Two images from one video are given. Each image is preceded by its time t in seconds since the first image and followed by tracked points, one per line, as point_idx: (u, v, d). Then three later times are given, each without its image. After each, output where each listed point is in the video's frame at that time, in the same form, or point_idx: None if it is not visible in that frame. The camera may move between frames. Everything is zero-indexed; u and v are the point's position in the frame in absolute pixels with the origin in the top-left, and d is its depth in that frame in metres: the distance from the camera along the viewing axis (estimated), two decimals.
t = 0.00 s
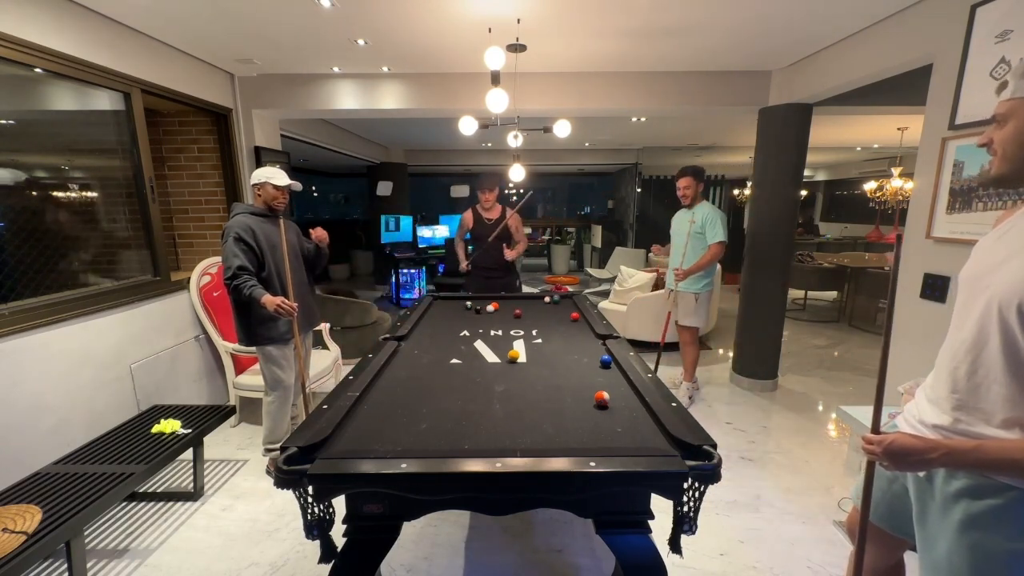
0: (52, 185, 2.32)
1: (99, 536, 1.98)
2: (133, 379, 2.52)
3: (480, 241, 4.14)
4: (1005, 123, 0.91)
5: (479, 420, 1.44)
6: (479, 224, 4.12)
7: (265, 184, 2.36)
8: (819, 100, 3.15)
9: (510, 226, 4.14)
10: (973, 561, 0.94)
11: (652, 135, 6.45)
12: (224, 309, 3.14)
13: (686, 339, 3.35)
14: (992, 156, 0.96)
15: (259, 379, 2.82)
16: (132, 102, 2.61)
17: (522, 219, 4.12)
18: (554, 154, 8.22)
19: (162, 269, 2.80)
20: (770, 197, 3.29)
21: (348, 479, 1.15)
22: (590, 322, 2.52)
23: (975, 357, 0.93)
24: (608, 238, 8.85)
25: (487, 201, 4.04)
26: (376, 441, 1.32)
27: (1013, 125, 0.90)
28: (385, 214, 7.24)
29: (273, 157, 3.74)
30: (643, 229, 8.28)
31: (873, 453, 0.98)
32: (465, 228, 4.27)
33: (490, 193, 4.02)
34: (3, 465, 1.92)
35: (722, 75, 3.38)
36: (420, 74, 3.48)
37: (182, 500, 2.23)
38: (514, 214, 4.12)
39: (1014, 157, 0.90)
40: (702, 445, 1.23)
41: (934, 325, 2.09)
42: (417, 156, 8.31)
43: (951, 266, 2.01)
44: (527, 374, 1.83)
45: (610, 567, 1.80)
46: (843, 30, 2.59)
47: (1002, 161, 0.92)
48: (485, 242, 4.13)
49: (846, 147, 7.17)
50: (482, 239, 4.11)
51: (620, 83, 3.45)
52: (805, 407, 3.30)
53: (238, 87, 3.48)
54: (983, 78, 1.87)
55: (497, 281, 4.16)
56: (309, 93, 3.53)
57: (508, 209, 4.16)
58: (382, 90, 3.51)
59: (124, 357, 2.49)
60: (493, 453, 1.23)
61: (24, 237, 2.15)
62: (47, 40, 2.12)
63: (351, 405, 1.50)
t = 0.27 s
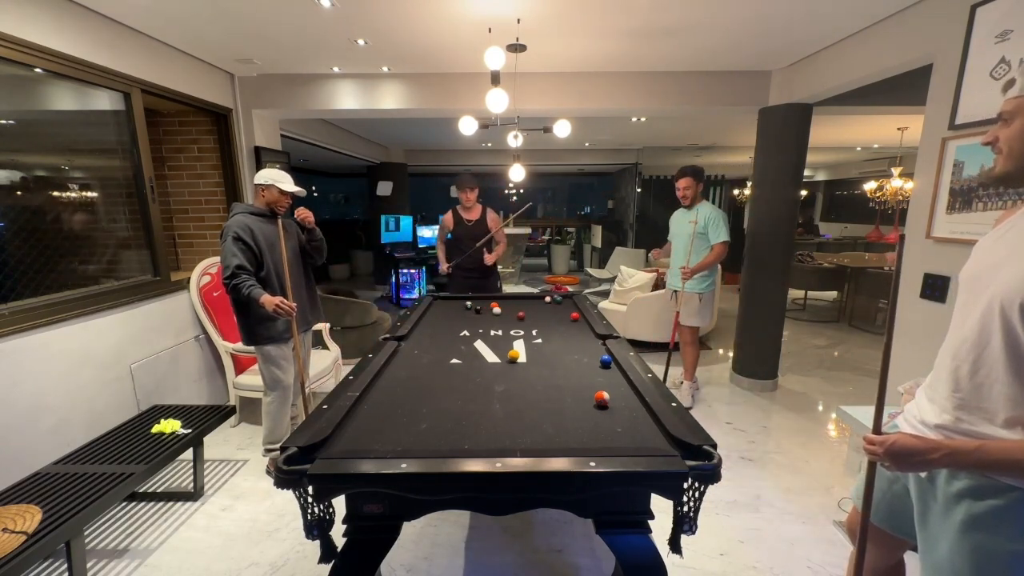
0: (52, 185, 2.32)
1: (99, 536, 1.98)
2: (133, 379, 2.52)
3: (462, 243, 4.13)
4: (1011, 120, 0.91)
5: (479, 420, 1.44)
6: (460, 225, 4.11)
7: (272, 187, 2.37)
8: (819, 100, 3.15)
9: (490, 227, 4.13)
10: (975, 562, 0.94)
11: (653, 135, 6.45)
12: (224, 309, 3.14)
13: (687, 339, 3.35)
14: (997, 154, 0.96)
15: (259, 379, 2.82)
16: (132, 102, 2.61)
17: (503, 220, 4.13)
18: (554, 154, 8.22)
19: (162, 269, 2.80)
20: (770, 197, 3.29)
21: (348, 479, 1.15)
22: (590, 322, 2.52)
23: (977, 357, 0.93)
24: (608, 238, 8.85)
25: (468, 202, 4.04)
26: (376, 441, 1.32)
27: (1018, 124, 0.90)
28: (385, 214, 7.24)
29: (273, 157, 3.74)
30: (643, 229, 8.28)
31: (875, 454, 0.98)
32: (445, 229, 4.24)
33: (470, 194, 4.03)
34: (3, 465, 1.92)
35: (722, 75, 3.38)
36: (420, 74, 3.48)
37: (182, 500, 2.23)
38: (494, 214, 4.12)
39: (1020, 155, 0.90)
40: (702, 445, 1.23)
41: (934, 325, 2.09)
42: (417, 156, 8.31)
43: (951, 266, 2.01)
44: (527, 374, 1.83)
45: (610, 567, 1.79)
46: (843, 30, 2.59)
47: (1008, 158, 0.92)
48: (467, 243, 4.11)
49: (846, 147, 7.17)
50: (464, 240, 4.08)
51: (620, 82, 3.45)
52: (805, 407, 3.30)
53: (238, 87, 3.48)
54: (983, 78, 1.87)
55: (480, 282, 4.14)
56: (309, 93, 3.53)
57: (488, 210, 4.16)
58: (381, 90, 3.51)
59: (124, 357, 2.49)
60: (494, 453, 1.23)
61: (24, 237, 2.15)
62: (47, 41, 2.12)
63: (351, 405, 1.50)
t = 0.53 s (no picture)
0: (52, 185, 2.32)
1: (99, 536, 1.98)
2: (133, 379, 2.52)
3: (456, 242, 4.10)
4: (1013, 121, 0.91)
5: (479, 420, 1.44)
6: (455, 224, 4.09)
7: (273, 188, 2.37)
8: (819, 100, 3.15)
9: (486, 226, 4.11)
10: (977, 562, 0.94)
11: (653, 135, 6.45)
12: (223, 309, 3.14)
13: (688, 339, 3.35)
14: (999, 154, 0.96)
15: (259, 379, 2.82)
16: (132, 102, 2.61)
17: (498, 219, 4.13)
18: (554, 154, 8.22)
19: (162, 269, 2.81)
20: (769, 198, 3.29)
21: (348, 479, 1.15)
22: (590, 322, 2.52)
23: (979, 356, 0.93)
24: (608, 238, 8.85)
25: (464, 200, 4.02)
26: (376, 441, 1.32)
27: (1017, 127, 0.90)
28: (385, 214, 7.24)
29: (273, 157, 3.74)
30: (643, 229, 8.28)
31: (876, 454, 0.98)
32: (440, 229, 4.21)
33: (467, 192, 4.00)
34: (3, 465, 1.92)
35: (722, 75, 3.38)
36: (420, 74, 3.48)
37: (183, 500, 2.23)
38: (490, 213, 4.12)
39: (1023, 156, 0.90)
40: (702, 445, 1.22)
41: (934, 325, 2.09)
42: (417, 155, 8.31)
43: (951, 266, 2.01)
44: (527, 374, 1.83)
45: (610, 567, 1.79)
46: (843, 30, 2.59)
47: (1010, 158, 0.92)
48: (461, 242, 4.08)
49: (846, 147, 7.17)
50: (458, 239, 4.06)
51: (620, 82, 3.45)
52: (805, 407, 3.30)
53: (238, 87, 3.48)
54: (983, 77, 1.87)
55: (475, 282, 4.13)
56: (309, 93, 3.53)
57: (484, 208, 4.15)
58: (381, 90, 3.51)
59: (124, 357, 2.49)
60: (494, 453, 1.23)
61: (24, 237, 2.15)
62: (47, 41, 2.13)
63: (351, 405, 1.50)
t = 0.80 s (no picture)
0: (52, 185, 2.31)
1: (99, 536, 1.98)
2: (133, 379, 2.52)
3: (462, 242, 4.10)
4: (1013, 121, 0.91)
5: (479, 420, 1.44)
6: (460, 224, 4.08)
7: (275, 189, 2.37)
8: (819, 100, 3.14)
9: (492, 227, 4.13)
10: (978, 562, 0.94)
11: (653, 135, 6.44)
12: (224, 309, 3.14)
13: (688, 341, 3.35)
14: (998, 159, 0.96)
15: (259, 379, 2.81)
16: (132, 102, 2.61)
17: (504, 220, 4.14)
18: (554, 154, 8.22)
19: (162, 269, 2.81)
20: (769, 198, 3.29)
21: (348, 479, 1.15)
22: (590, 322, 2.52)
23: (981, 356, 0.93)
24: (608, 238, 8.85)
25: (474, 200, 4.03)
26: (376, 441, 1.32)
27: (1016, 131, 0.90)
28: (385, 214, 7.23)
29: (273, 157, 3.74)
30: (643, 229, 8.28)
31: (877, 454, 0.98)
32: (444, 230, 4.19)
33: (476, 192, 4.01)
34: (4, 465, 1.92)
35: (723, 75, 3.38)
36: (420, 74, 3.48)
37: (183, 500, 2.23)
38: (497, 215, 4.13)
39: None
40: (702, 445, 1.23)
41: (934, 325, 2.09)
42: (417, 155, 8.31)
43: (950, 266, 2.01)
44: (527, 374, 1.83)
45: (610, 567, 1.79)
46: (843, 30, 2.59)
47: (1010, 163, 0.92)
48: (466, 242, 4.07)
49: (846, 147, 7.17)
50: (464, 240, 4.06)
51: (620, 82, 3.45)
52: (805, 407, 3.30)
53: (238, 87, 3.48)
54: (983, 78, 1.87)
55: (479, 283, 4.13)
56: (309, 93, 3.53)
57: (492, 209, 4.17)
58: (381, 90, 3.51)
59: (124, 357, 2.49)
60: (494, 453, 1.23)
61: (24, 236, 2.15)
62: (47, 41, 2.13)
63: (351, 405, 1.50)
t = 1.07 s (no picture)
0: (52, 185, 2.31)
1: (99, 536, 1.98)
2: (133, 379, 2.52)
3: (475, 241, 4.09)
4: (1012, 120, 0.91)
5: (479, 420, 1.44)
6: (476, 223, 4.08)
7: (277, 190, 2.37)
8: (819, 100, 3.14)
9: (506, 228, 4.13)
10: (978, 562, 0.94)
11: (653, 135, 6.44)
12: (224, 310, 3.14)
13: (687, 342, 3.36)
14: (991, 166, 0.97)
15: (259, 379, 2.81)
16: (132, 102, 2.61)
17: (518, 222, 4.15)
18: (554, 154, 8.22)
19: (162, 269, 2.81)
20: (769, 198, 3.29)
21: (348, 479, 1.15)
22: (590, 322, 2.52)
23: (981, 357, 0.93)
24: (608, 238, 8.85)
25: (491, 200, 4.02)
26: (376, 441, 1.32)
27: (1011, 136, 0.90)
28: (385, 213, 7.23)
29: (273, 157, 3.74)
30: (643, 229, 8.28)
31: (878, 454, 0.98)
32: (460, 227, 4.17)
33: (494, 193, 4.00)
34: (4, 465, 1.92)
35: (723, 75, 3.38)
36: (420, 74, 3.48)
37: (183, 500, 2.23)
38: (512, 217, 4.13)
39: None
40: (702, 445, 1.22)
41: (934, 325, 2.09)
42: (417, 155, 8.31)
43: (950, 266, 2.01)
44: (527, 374, 1.83)
45: (610, 567, 1.79)
46: (842, 30, 2.59)
47: (1005, 170, 0.92)
48: (479, 242, 4.07)
49: (846, 147, 7.17)
50: (477, 239, 4.06)
51: (620, 82, 3.45)
52: (805, 407, 3.30)
53: (238, 87, 3.48)
54: (983, 77, 1.87)
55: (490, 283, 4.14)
56: (309, 93, 3.53)
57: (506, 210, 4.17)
58: (381, 90, 3.51)
59: (124, 357, 2.49)
60: (494, 453, 1.23)
61: (24, 236, 2.15)
62: (48, 41, 2.13)
63: (351, 405, 1.50)
